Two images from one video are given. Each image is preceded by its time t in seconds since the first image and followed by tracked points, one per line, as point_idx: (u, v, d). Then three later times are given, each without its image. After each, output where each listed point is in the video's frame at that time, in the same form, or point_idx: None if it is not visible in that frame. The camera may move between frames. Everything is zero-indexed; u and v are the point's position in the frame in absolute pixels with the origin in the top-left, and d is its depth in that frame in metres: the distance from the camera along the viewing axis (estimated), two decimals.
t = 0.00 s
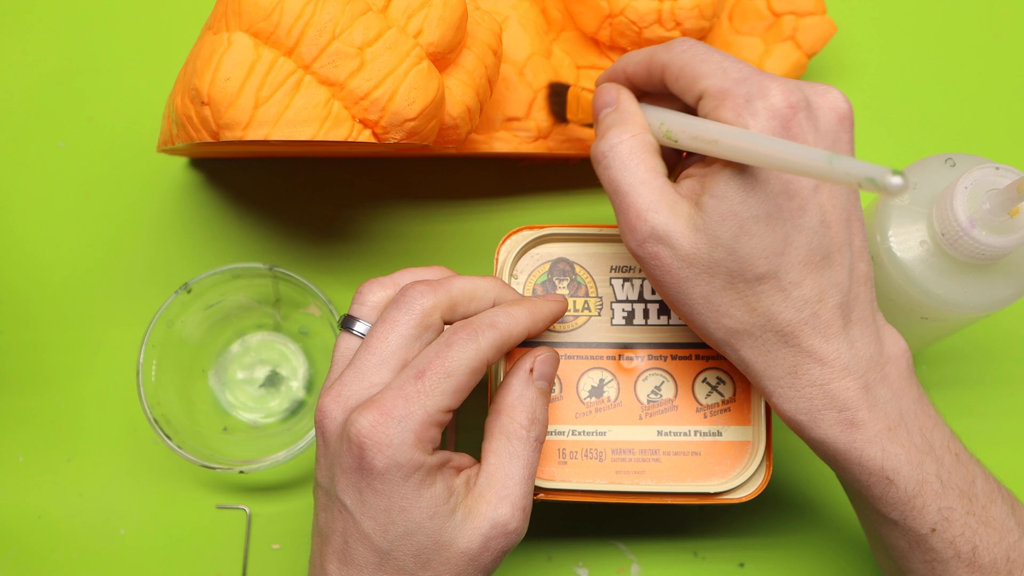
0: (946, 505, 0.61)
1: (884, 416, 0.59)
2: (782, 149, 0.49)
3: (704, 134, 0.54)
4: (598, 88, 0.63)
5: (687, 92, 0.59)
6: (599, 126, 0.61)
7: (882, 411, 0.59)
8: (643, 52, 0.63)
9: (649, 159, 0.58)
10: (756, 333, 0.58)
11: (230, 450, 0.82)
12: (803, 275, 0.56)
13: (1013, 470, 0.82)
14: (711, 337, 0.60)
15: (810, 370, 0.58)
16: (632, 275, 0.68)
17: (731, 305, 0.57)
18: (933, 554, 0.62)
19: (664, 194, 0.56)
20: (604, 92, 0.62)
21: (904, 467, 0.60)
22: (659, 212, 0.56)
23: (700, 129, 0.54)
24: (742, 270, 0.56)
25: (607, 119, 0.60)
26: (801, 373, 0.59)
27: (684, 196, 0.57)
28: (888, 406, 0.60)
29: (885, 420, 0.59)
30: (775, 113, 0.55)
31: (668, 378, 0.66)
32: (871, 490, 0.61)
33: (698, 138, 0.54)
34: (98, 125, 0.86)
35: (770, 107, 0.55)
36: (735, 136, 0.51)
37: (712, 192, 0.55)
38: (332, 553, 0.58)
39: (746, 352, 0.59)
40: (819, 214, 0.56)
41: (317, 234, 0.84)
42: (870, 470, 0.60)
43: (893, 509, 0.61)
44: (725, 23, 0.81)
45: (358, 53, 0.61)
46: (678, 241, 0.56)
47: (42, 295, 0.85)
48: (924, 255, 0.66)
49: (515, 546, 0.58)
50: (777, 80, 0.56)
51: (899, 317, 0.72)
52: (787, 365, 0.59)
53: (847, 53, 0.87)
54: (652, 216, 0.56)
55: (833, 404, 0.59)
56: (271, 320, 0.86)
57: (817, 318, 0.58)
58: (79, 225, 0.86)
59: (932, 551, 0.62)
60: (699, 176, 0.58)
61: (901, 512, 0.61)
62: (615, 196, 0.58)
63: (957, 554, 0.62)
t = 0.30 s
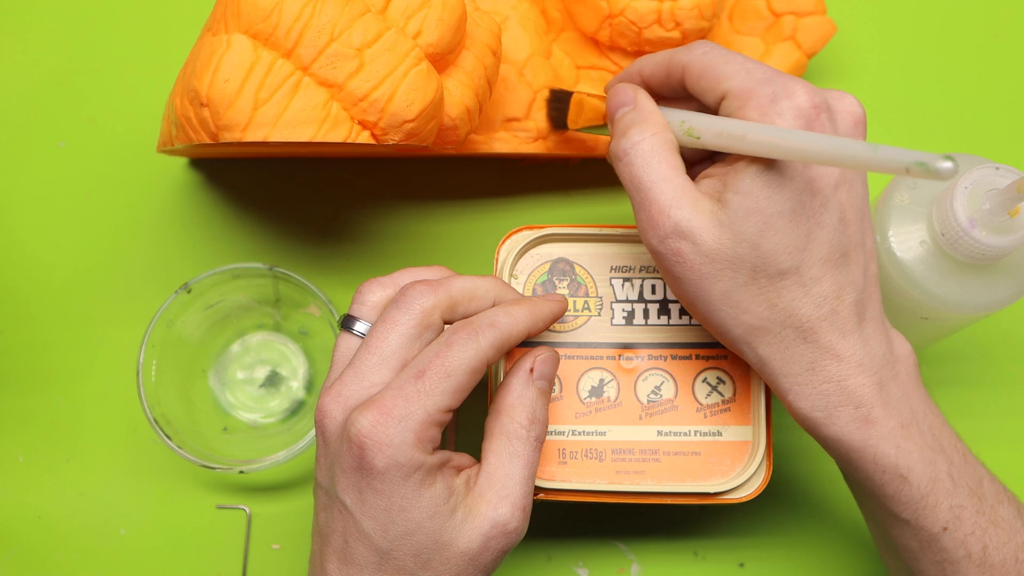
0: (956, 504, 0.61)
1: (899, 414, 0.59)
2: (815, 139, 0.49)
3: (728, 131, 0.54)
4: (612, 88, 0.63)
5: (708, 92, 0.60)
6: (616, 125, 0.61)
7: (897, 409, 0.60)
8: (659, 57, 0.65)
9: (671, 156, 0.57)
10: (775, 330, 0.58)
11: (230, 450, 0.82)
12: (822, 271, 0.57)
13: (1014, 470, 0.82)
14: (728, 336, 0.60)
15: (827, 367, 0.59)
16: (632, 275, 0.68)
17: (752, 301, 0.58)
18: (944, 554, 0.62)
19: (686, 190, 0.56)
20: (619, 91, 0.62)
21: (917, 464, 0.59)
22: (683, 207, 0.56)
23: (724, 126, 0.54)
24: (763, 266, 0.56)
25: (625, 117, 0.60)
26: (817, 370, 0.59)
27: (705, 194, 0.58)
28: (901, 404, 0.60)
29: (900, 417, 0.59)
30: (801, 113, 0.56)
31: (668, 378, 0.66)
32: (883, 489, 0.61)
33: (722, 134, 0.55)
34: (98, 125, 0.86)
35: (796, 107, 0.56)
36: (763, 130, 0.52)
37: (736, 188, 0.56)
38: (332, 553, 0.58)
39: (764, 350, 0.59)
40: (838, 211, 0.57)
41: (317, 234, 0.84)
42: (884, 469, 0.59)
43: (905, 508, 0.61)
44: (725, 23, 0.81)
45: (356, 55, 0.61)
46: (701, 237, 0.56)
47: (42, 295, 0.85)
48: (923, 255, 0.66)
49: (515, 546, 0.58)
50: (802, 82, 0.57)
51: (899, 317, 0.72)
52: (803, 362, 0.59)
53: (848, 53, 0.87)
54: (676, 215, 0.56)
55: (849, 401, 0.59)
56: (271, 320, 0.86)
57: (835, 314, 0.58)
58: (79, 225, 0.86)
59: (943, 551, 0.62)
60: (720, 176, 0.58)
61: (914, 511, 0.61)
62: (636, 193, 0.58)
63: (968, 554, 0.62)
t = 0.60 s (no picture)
0: (939, 536, 0.61)
1: (876, 447, 0.59)
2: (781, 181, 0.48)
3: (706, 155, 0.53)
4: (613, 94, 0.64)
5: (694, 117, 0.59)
6: (606, 138, 0.61)
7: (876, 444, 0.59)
8: (658, 72, 0.63)
9: (652, 179, 0.58)
10: (748, 362, 0.58)
11: (230, 450, 0.82)
12: (799, 308, 0.55)
13: (1014, 470, 0.82)
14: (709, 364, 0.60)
15: (806, 404, 0.58)
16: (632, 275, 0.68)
17: (726, 333, 0.58)
18: None
19: (662, 216, 0.57)
20: (609, 103, 0.62)
21: (895, 497, 0.60)
22: (658, 237, 0.57)
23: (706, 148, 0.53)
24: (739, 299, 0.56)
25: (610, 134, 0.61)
26: (792, 404, 0.59)
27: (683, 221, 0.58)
28: (882, 438, 0.59)
29: (877, 450, 0.59)
30: (778, 147, 0.55)
31: (668, 378, 0.66)
32: (863, 517, 0.62)
33: (699, 157, 0.54)
34: (98, 125, 0.86)
35: (773, 139, 0.55)
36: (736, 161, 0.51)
37: (711, 221, 0.55)
38: (331, 554, 0.58)
39: (739, 378, 0.59)
40: (818, 245, 0.54)
41: (317, 234, 0.84)
42: (860, 500, 0.60)
43: (885, 536, 0.62)
44: (725, 23, 0.81)
45: (358, 53, 0.61)
46: (676, 267, 0.57)
47: (42, 295, 0.85)
48: (923, 255, 0.66)
49: (513, 545, 0.58)
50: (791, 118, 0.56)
51: (899, 317, 0.72)
52: (782, 396, 0.59)
53: (848, 53, 0.87)
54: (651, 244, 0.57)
55: (824, 435, 0.59)
56: (271, 320, 0.86)
57: (816, 355, 0.57)
58: (79, 225, 0.86)
59: None
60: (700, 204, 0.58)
61: (894, 540, 0.62)
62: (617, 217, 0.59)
63: None
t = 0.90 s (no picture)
0: None
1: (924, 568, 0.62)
2: (918, 359, 0.46)
3: (808, 347, 0.48)
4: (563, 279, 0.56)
5: (748, 290, 0.56)
6: (647, 343, 0.49)
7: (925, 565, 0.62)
8: (673, 237, 0.56)
9: (739, 387, 0.49)
10: (833, 536, 0.57)
11: (229, 450, 0.82)
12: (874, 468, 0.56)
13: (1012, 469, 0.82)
14: (786, 545, 0.57)
15: (876, 550, 0.59)
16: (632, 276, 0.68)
17: (820, 520, 0.55)
18: None
19: (765, 426, 0.50)
20: (640, 296, 0.49)
21: None
22: (769, 445, 0.49)
23: (800, 337, 0.48)
24: (842, 487, 0.54)
25: (591, 300, 0.53)
26: (868, 555, 0.59)
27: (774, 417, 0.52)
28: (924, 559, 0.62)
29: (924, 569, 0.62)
30: (861, 307, 0.54)
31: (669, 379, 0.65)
32: None
33: (798, 354, 0.48)
34: (98, 125, 0.86)
35: (853, 303, 0.54)
36: (840, 343, 0.48)
37: (813, 413, 0.52)
38: (316, 543, 0.59)
39: (819, 553, 0.58)
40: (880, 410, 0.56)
41: (317, 234, 0.84)
42: None
43: None
44: (725, 23, 0.81)
45: (358, 53, 0.61)
46: (790, 473, 0.50)
47: (41, 295, 0.85)
48: (923, 255, 0.66)
49: (490, 556, 0.56)
50: (851, 275, 0.55)
51: (899, 317, 0.72)
52: (857, 553, 0.58)
53: (848, 53, 0.87)
54: (759, 454, 0.49)
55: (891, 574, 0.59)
56: (271, 320, 0.86)
57: (881, 504, 0.58)
58: (79, 225, 0.86)
59: None
60: (781, 394, 0.54)
61: None
62: (716, 440, 0.49)
63: None
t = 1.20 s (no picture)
0: None
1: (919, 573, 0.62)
2: (912, 375, 0.46)
3: (804, 357, 0.48)
4: (568, 285, 0.56)
5: (749, 302, 0.55)
6: (637, 352, 0.50)
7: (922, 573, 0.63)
8: (676, 254, 0.56)
9: (725, 394, 0.49)
10: (829, 541, 0.57)
11: (229, 450, 0.81)
12: (873, 477, 0.56)
13: (1011, 469, 0.82)
14: (778, 548, 0.57)
15: (871, 557, 0.59)
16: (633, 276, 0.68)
17: (813, 526, 0.55)
18: None
19: (752, 432, 0.50)
20: (633, 305, 0.50)
21: None
22: (753, 452, 0.50)
23: (801, 351, 0.48)
24: (835, 496, 0.54)
25: (597, 306, 0.54)
26: (864, 562, 0.59)
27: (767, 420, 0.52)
28: (918, 563, 0.63)
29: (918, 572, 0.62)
30: (863, 321, 0.53)
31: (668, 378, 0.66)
32: None
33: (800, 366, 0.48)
34: (98, 125, 0.86)
35: (857, 317, 0.53)
36: (836, 356, 0.48)
37: (809, 422, 0.52)
38: (320, 541, 0.59)
39: (814, 557, 0.58)
40: (878, 416, 0.56)
41: (317, 234, 0.84)
42: None
43: None
44: (725, 23, 0.81)
45: (358, 53, 0.61)
46: (775, 480, 0.51)
47: (41, 295, 0.85)
48: (923, 255, 0.66)
49: (490, 541, 0.57)
50: (853, 288, 0.54)
51: (899, 317, 0.72)
52: (850, 558, 0.59)
53: (848, 53, 0.87)
54: (745, 461, 0.50)
55: None
56: (271, 320, 0.86)
57: (877, 511, 0.58)
58: (79, 225, 0.86)
59: None
60: (775, 398, 0.53)
61: None
62: (700, 444, 0.50)
63: None
